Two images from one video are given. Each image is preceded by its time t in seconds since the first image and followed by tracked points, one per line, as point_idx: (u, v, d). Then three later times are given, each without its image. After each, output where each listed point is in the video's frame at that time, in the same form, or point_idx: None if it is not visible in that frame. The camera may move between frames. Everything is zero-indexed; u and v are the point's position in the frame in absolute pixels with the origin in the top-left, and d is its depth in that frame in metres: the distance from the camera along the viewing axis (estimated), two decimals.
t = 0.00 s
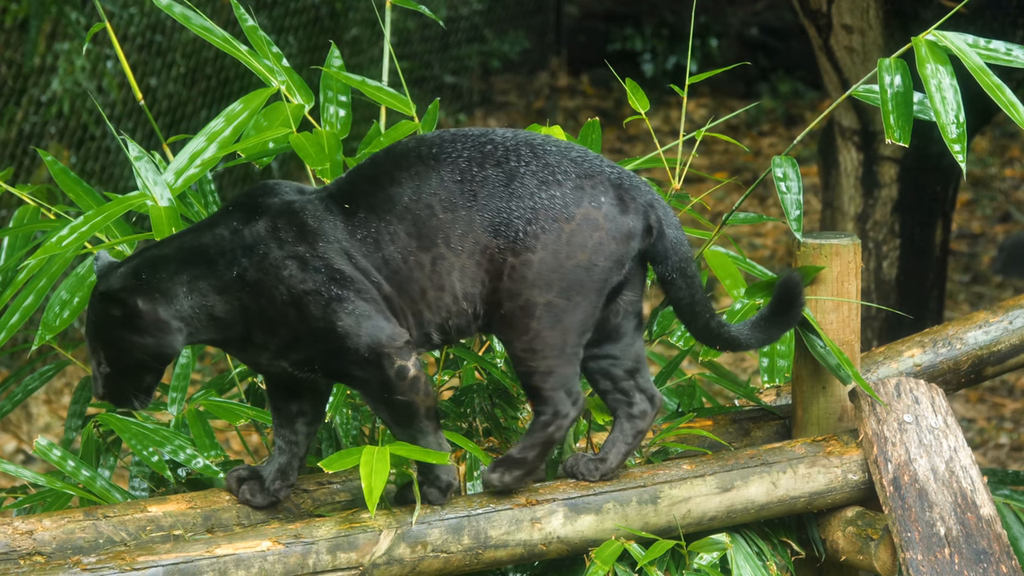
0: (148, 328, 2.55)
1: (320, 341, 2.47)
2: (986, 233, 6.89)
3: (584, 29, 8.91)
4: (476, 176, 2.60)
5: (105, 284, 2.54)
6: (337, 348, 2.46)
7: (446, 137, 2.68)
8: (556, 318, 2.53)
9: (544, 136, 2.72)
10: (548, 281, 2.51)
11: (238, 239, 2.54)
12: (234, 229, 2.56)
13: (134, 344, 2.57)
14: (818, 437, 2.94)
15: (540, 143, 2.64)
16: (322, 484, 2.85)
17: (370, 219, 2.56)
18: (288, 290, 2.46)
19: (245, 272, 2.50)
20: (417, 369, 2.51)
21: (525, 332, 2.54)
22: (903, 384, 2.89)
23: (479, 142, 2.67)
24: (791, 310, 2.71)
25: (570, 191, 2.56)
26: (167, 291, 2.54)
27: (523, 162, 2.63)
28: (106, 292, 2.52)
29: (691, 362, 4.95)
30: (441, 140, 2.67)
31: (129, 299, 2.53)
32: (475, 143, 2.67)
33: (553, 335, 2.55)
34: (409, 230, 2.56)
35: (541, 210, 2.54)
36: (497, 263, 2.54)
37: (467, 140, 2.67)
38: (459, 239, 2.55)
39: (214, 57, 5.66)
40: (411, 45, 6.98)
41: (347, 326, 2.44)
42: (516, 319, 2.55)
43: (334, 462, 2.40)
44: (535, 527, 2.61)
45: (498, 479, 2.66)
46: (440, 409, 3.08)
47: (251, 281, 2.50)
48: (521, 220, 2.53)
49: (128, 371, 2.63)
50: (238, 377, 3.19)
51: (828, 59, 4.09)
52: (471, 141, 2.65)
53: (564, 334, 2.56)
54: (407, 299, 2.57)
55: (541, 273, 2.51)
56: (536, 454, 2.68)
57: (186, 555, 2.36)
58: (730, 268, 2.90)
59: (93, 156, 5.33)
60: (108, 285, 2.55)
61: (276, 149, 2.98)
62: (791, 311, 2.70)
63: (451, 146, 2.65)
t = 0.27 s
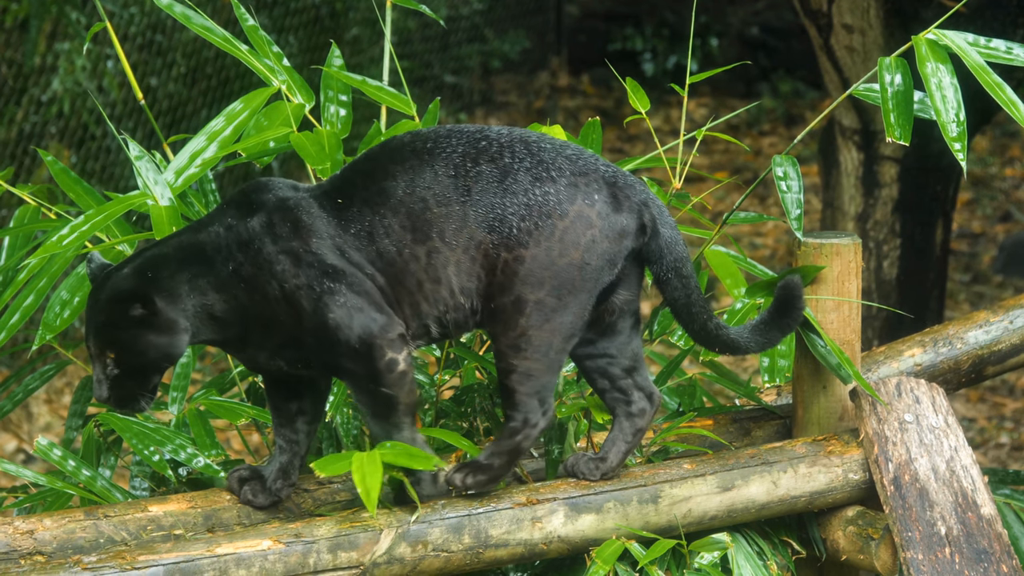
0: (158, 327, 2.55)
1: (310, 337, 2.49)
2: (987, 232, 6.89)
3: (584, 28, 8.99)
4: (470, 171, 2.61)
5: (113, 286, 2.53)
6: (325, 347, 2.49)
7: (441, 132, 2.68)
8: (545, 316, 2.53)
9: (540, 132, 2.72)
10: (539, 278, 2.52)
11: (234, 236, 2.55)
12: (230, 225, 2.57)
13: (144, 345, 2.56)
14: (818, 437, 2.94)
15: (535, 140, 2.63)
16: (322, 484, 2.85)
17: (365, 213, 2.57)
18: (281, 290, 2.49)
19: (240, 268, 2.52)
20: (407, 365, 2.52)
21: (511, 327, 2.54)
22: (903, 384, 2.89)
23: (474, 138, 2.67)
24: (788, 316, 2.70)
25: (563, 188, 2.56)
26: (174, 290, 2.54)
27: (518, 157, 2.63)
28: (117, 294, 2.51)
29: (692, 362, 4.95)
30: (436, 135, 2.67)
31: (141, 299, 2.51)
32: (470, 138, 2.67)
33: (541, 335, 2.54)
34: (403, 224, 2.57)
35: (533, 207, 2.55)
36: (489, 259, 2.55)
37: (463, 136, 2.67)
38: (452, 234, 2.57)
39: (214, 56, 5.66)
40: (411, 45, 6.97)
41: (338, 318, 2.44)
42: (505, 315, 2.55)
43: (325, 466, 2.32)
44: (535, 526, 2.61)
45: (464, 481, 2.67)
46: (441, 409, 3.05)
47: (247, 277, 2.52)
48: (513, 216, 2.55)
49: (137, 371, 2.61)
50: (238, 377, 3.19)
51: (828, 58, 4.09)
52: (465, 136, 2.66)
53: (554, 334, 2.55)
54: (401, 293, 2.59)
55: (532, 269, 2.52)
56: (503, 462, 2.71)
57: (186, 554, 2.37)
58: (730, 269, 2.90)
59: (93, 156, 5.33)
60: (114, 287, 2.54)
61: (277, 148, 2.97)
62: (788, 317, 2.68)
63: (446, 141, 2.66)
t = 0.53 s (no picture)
0: (164, 322, 2.54)
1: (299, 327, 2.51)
2: (989, 232, 6.89)
3: (586, 28, 9.03)
4: (468, 172, 2.61)
5: (118, 281, 2.53)
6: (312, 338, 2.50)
7: (440, 133, 2.68)
8: (544, 316, 2.54)
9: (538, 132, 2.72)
10: (539, 279, 2.52)
11: (231, 231, 2.56)
12: (228, 221, 2.58)
13: (151, 341, 2.55)
14: (821, 437, 2.93)
15: (533, 141, 2.63)
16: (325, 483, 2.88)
17: (362, 213, 2.58)
18: (275, 283, 2.50)
19: (238, 261, 2.53)
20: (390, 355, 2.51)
21: (510, 327, 2.54)
22: (906, 384, 2.89)
23: (472, 139, 2.67)
24: (793, 316, 2.68)
25: (562, 188, 2.56)
26: (180, 286, 2.54)
27: (516, 159, 2.62)
28: (125, 287, 2.50)
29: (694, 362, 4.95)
30: (435, 135, 2.67)
31: (152, 293, 2.51)
32: (469, 139, 2.66)
33: (539, 336, 2.55)
34: (400, 224, 2.57)
35: (532, 207, 2.55)
36: (488, 259, 2.56)
37: (461, 136, 2.67)
38: (450, 235, 2.57)
39: (217, 56, 5.66)
40: (414, 45, 6.97)
41: (334, 307, 2.46)
42: (504, 314, 2.56)
43: (305, 488, 2.33)
44: (538, 526, 2.61)
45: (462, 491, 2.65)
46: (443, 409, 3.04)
47: (245, 270, 2.52)
48: (512, 217, 2.55)
49: (142, 369, 2.59)
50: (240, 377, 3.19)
51: (831, 58, 4.09)
52: (464, 137, 2.65)
53: (551, 336, 2.56)
54: (398, 291, 2.58)
55: (532, 269, 2.52)
56: (496, 469, 2.69)
57: (189, 554, 2.37)
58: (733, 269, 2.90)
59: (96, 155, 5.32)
60: (120, 282, 2.53)
61: (280, 148, 2.96)
62: (792, 318, 2.66)
63: (445, 142, 2.66)
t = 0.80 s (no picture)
0: (167, 317, 2.54)
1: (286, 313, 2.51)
2: (994, 232, 6.89)
3: (592, 27, 9.01)
4: (471, 176, 2.60)
5: (123, 276, 2.52)
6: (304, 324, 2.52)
7: (443, 135, 2.67)
8: (550, 318, 2.54)
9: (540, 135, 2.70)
10: (544, 283, 2.52)
11: (231, 223, 2.59)
12: (228, 215, 2.61)
13: (154, 336, 2.54)
14: (826, 437, 2.93)
15: (536, 144, 2.62)
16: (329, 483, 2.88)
17: (364, 215, 2.57)
18: (269, 275, 2.52)
19: (237, 252, 2.55)
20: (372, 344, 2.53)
21: (516, 330, 2.55)
22: (911, 384, 2.89)
23: (474, 142, 2.66)
24: (798, 314, 2.68)
25: (565, 191, 2.55)
26: (185, 281, 2.55)
27: (519, 162, 2.62)
28: (132, 282, 2.50)
29: (699, 362, 4.94)
30: (437, 138, 2.67)
31: (159, 288, 2.51)
32: (471, 142, 2.66)
33: (546, 339, 2.55)
34: (402, 227, 2.56)
35: (535, 210, 2.55)
36: (493, 262, 2.56)
37: (464, 140, 2.66)
38: (454, 240, 2.56)
39: (223, 55, 5.66)
40: (419, 44, 6.98)
41: (327, 299, 2.49)
42: (510, 317, 2.56)
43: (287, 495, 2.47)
44: (543, 526, 2.61)
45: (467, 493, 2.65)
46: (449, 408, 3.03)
47: (244, 260, 2.54)
48: (516, 221, 2.54)
49: (143, 365, 2.58)
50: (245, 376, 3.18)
51: (836, 58, 4.09)
52: (466, 140, 2.64)
53: (556, 339, 2.56)
54: (399, 293, 2.58)
55: (537, 272, 2.52)
56: (501, 471, 2.69)
57: (194, 553, 2.37)
58: (738, 270, 2.89)
59: (101, 154, 5.30)
60: (124, 277, 2.53)
61: (285, 147, 2.96)
62: (799, 314, 2.66)
63: (447, 145, 2.65)
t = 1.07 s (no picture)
0: (166, 316, 2.43)
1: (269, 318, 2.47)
2: (1002, 232, 6.89)
3: (599, 28, 8.95)
4: (474, 177, 2.61)
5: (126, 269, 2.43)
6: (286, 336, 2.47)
7: (445, 137, 2.69)
8: (554, 317, 2.55)
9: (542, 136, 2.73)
10: (548, 282, 2.53)
11: (235, 220, 2.54)
12: (234, 211, 2.55)
13: (153, 333, 2.44)
14: (835, 437, 2.93)
15: (538, 143, 2.64)
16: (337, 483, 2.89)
17: (366, 220, 2.57)
18: (266, 276, 2.47)
19: (240, 248, 2.49)
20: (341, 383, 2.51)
21: (522, 329, 2.55)
22: (919, 384, 2.89)
23: (478, 143, 2.67)
24: (804, 311, 2.68)
25: (567, 190, 2.57)
26: (188, 278, 2.44)
27: (522, 162, 2.63)
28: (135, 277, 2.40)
29: (708, 362, 4.93)
30: (440, 140, 2.68)
31: (163, 284, 2.41)
32: (473, 143, 2.67)
33: (551, 338, 2.56)
34: (402, 231, 2.56)
35: (538, 210, 2.56)
36: (496, 262, 2.56)
37: (466, 141, 2.68)
38: (456, 241, 2.57)
39: (230, 55, 5.65)
40: (427, 44, 6.96)
41: (312, 321, 2.47)
42: (515, 317, 2.56)
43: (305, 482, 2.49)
44: (552, 526, 2.61)
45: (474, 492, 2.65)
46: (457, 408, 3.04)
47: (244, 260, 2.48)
48: (519, 220, 2.55)
49: (138, 361, 2.49)
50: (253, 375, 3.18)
51: (845, 58, 4.09)
52: (468, 141, 2.66)
53: (562, 339, 2.56)
54: (395, 300, 2.56)
55: (540, 271, 2.53)
56: (509, 472, 2.69)
57: (203, 553, 2.37)
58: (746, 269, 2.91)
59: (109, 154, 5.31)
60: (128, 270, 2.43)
61: (293, 147, 2.96)
62: (807, 311, 2.66)
63: (450, 147, 2.66)
